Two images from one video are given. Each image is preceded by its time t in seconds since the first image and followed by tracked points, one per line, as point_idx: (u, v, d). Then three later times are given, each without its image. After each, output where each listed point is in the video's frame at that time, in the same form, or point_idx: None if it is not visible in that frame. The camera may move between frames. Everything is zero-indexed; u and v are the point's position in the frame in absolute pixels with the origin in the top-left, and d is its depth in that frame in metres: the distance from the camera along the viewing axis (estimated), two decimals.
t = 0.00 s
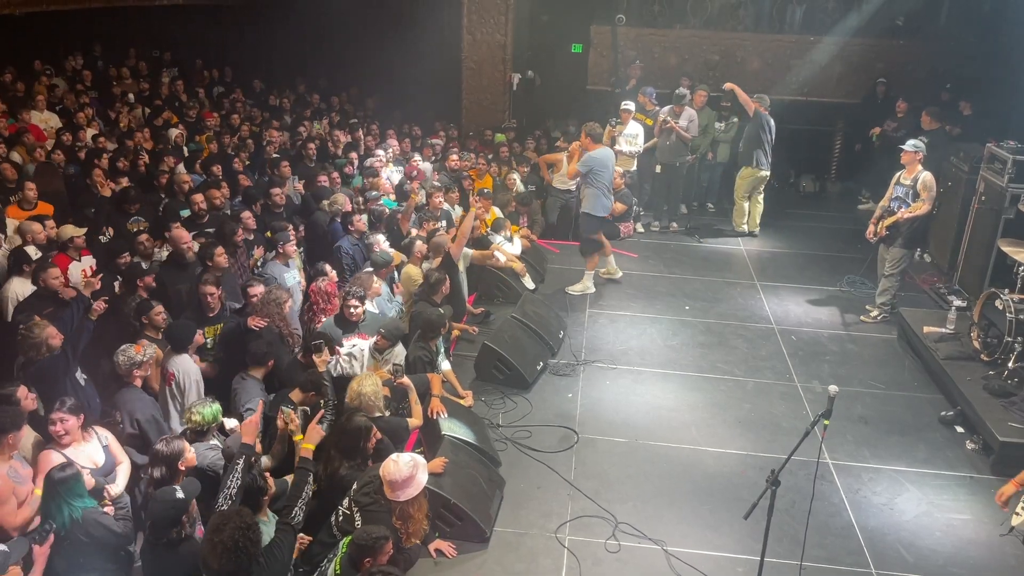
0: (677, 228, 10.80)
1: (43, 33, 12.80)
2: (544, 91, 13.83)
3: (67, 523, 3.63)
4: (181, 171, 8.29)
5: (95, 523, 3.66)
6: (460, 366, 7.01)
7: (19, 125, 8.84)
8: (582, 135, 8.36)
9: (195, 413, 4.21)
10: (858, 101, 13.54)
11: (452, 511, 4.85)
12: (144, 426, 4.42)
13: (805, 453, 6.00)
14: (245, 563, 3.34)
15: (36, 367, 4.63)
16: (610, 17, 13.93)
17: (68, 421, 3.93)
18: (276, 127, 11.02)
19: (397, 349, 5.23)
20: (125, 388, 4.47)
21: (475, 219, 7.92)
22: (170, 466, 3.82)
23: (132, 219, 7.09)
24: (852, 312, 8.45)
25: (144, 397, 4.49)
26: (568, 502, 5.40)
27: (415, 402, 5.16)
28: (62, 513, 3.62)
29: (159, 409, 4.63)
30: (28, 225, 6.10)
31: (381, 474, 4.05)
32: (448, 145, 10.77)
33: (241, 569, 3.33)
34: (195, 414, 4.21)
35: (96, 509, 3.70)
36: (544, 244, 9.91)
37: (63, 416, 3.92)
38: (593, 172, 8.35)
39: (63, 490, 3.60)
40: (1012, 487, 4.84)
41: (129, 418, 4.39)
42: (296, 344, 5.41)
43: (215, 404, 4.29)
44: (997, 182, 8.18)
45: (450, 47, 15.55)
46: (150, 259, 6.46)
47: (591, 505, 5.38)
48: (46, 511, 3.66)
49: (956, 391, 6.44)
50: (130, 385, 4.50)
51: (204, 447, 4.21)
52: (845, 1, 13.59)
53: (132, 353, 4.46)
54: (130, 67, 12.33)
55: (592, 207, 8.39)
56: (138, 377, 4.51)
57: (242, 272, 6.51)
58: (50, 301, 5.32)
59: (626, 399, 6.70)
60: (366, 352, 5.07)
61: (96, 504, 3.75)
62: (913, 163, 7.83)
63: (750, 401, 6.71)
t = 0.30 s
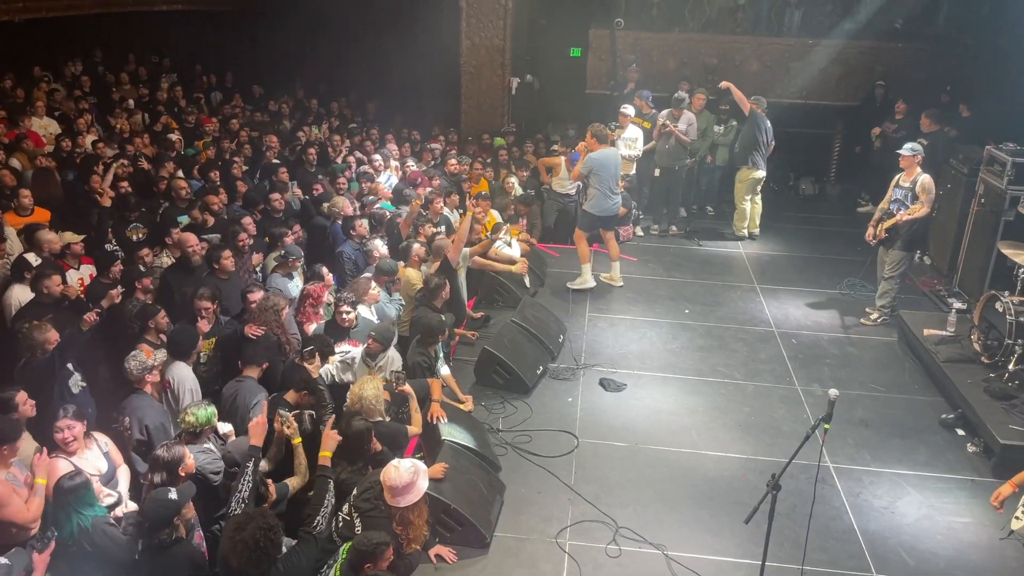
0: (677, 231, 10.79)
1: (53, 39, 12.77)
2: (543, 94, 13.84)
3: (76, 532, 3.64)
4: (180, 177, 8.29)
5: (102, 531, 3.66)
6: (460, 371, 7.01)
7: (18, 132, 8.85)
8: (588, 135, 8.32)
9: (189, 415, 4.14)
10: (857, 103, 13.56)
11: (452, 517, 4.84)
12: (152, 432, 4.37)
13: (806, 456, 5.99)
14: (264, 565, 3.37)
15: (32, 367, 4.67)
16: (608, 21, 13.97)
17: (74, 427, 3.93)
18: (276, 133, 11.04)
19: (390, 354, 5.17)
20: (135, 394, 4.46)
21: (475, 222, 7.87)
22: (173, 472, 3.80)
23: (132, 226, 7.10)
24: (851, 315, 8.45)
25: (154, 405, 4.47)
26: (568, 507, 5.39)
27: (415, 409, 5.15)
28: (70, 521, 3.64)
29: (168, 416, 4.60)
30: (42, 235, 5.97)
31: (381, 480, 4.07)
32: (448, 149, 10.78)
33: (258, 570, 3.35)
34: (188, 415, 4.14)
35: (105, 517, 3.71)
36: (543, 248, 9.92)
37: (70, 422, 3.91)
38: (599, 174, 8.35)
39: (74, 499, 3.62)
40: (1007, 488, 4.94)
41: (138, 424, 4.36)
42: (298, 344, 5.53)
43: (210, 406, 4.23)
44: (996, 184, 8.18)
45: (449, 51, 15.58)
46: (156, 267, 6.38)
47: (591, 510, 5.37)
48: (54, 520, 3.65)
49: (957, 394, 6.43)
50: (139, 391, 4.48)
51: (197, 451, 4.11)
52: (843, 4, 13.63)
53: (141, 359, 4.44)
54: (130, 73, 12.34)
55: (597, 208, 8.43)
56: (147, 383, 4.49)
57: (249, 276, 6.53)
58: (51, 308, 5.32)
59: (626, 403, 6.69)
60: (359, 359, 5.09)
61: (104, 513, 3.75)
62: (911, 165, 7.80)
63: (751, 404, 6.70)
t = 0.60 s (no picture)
0: (677, 237, 10.79)
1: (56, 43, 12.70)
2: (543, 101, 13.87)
3: (80, 546, 3.60)
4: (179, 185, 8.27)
5: (108, 546, 3.64)
6: (461, 379, 6.99)
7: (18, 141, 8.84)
8: (579, 140, 8.62)
9: (179, 425, 4.18)
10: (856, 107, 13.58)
11: (453, 526, 4.81)
12: (160, 441, 4.37)
13: (809, 464, 5.98)
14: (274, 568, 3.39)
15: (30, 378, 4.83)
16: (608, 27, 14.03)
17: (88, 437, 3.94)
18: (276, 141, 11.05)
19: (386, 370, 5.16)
20: (141, 402, 4.44)
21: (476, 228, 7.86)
22: (175, 483, 3.81)
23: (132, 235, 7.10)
24: (852, 320, 8.44)
25: (161, 414, 4.47)
26: (570, 516, 5.37)
27: (416, 419, 5.13)
28: (78, 534, 3.61)
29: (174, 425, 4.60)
30: (64, 247, 6.04)
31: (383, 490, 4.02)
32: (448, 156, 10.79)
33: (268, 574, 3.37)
34: (179, 425, 4.19)
35: (110, 533, 3.68)
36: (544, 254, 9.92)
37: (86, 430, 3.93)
38: (592, 176, 8.66)
39: (83, 512, 3.61)
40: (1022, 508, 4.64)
41: (147, 432, 4.36)
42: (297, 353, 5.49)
43: (202, 412, 4.27)
44: (996, 189, 8.18)
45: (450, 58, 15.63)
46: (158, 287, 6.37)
47: (593, 519, 5.35)
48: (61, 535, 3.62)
49: (960, 400, 6.42)
50: (145, 399, 4.47)
51: (195, 458, 4.19)
52: (842, 10, 13.72)
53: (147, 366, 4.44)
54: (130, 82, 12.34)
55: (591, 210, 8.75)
56: (154, 391, 4.49)
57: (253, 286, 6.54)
58: (52, 320, 5.30)
59: (628, 409, 6.68)
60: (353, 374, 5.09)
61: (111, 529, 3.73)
62: (911, 171, 7.79)
63: (752, 411, 6.69)
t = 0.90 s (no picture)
0: (676, 245, 10.78)
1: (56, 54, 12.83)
2: (540, 109, 13.88)
3: (79, 561, 3.58)
4: (177, 196, 8.24)
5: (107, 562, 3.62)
6: (460, 389, 6.96)
7: (15, 153, 8.81)
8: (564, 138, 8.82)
9: (176, 441, 4.17)
10: (854, 114, 13.60)
11: (454, 540, 4.77)
12: (152, 458, 4.34)
13: (811, 473, 5.95)
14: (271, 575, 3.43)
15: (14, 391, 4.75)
16: (604, 36, 14.05)
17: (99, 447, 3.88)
18: (274, 151, 11.04)
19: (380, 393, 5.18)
20: (131, 418, 4.41)
21: (473, 238, 7.76)
22: (173, 495, 3.77)
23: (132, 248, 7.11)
24: (852, 328, 8.42)
25: (152, 429, 4.43)
26: (571, 528, 5.34)
27: (415, 431, 5.01)
28: (78, 548, 3.58)
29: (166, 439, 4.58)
30: (68, 260, 6.02)
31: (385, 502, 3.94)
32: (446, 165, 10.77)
33: None
34: (176, 441, 4.17)
35: (109, 548, 3.66)
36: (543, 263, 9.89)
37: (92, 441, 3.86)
38: (574, 175, 8.90)
39: (84, 525, 3.58)
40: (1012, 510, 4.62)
41: (137, 449, 4.31)
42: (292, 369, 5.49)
43: (199, 427, 4.25)
44: (995, 196, 8.17)
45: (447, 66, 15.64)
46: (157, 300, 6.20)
47: (594, 530, 5.32)
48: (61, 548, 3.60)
49: (961, 407, 6.39)
50: (133, 415, 4.43)
51: (200, 472, 4.18)
52: (839, 17, 13.73)
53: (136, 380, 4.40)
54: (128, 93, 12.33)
55: (570, 209, 9.03)
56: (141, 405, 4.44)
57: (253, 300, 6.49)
58: (50, 333, 5.24)
59: (628, 419, 6.65)
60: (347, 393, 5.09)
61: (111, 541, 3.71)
62: (909, 178, 7.78)
63: (753, 420, 6.66)
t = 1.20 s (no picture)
0: (673, 254, 10.78)
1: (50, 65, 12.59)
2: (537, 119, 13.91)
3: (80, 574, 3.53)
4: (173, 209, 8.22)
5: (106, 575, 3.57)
6: (459, 402, 6.93)
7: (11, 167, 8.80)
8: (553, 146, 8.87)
9: (179, 462, 4.11)
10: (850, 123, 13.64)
11: (454, 554, 4.70)
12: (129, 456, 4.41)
13: (811, 484, 5.93)
14: None
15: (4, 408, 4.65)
16: (600, 46, 14.11)
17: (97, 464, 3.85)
18: (270, 163, 11.04)
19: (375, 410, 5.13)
20: (115, 431, 4.44)
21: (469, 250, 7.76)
22: (168, 512, 3.72)
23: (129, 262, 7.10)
24: (851, 337, 8.41)
25: (134, 437, 4.47)
26: (570, 541, 5.31)
27: (415, 445, 4.96)
28: (78, 562, 3.54)
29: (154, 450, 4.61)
30: (73, 276, 6.07)
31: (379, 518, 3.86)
32: (442, 176, 10.77)
33: None
34: (179, 462, 4.12)
35: (110, 560, 3.63)
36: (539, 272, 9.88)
37: (91, 457, 3.84)
38: (562, 180, 8.98)
39: (82, 538, 3.56)
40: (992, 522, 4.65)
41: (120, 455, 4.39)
42: (288, 383, 5.53)
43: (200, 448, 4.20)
44: (991, 205, 8.18)
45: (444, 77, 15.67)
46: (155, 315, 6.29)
47: (594, 543, 5.28)
48: (60, 562, 3.55)
49: (961, 416, 6.38)
50: (116, 428, 4.45)
51: (204, 494, 4.14)
52: (834, 26, 13.79)
53: (120, 397, 4.39)
54: (124, 106, 12.33)
55: (557, 214, 9.15)
56: (125, 420, 4.45)
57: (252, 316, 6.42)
58: (47, 348, 5.20)
59: (628, 430, 6.62)
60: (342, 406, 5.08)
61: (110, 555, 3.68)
62: (904, 188, 7.78)
63: (753, 430, 6.64)
